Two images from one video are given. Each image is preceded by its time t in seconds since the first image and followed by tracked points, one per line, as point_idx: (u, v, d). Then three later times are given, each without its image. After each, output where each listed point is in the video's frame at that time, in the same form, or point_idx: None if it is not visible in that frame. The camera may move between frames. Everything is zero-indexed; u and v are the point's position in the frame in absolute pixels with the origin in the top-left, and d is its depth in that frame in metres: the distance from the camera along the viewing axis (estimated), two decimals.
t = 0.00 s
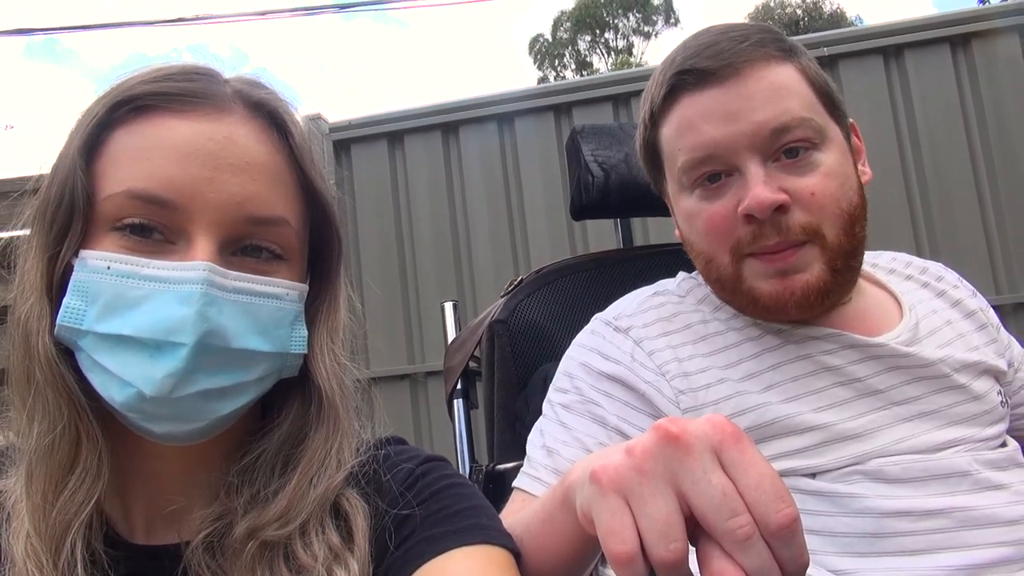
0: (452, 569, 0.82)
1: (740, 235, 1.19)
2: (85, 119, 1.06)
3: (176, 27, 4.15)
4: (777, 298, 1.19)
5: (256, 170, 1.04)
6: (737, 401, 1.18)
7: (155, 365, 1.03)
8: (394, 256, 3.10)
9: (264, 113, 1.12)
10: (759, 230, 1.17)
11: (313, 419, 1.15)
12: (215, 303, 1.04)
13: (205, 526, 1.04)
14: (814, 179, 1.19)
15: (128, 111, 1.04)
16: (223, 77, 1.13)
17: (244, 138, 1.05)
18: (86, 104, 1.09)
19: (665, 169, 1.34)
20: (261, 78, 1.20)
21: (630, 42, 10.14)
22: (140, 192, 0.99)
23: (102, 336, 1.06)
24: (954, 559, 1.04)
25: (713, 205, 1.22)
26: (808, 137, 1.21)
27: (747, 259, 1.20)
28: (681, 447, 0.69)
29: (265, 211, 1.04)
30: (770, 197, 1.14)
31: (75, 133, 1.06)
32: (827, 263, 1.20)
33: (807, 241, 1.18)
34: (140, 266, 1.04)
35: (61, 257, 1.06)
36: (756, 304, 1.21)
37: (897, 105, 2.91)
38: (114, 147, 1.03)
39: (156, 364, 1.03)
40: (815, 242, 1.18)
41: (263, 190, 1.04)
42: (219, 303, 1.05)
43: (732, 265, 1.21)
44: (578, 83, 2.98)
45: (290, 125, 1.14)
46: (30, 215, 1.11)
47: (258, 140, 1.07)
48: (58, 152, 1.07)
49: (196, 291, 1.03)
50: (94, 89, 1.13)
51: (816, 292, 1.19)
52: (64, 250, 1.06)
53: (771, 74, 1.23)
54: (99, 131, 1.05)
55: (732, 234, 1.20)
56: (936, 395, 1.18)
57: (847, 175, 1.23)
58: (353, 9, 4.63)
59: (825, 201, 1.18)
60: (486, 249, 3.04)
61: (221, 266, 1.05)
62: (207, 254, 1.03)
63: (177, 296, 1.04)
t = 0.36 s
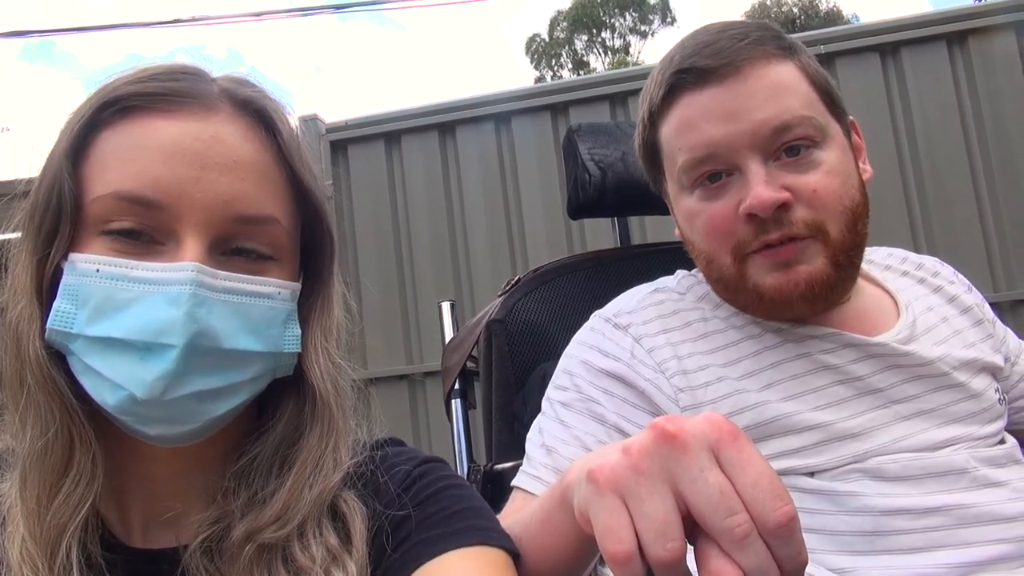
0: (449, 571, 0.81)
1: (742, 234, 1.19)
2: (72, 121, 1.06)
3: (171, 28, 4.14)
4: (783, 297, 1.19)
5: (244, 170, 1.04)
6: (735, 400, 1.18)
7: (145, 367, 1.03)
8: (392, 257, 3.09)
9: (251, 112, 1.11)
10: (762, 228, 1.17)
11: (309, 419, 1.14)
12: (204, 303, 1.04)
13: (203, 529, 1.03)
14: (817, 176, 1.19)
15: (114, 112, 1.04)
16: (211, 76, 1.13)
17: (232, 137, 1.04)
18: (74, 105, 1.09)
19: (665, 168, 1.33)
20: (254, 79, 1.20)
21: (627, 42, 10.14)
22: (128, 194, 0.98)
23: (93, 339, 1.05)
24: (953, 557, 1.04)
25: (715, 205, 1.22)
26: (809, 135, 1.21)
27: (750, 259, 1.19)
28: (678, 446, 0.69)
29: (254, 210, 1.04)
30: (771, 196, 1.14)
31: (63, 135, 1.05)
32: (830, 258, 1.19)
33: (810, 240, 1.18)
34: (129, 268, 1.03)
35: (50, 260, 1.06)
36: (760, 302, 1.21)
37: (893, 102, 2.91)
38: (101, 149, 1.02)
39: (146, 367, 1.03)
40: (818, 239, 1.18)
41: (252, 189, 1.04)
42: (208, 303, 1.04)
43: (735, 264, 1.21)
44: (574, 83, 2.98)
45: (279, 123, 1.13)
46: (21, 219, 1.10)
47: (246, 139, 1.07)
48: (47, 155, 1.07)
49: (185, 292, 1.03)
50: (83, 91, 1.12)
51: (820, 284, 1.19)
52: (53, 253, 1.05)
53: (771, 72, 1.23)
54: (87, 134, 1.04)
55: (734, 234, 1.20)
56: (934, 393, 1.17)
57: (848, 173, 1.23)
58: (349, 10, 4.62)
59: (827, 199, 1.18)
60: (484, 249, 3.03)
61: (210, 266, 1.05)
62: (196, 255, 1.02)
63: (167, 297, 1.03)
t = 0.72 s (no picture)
0: (452, 570, 0.81)
1: (748, 233, 1.19)
2: (67, 120, 1.06)
3: (170, 29, 4.13)
4: (790, 296, 1.19)
5: (239, 167, 1.03)
6: (738, 398, 1.18)
7: (143, 366, 1.03)
8: (391, 257, 3.09)
9: (245, 108, 1.11)
10: (769, 228, 1.16)
11: (308, 416, 1.14)
12: (202, 301, 1.04)
13: (206, 528, 1.03)
14: (820, 174, 1.19)
15: (109, 111, 1.03)
16: (205, 74, 1.13)
17: (226, 135, 1.04)
18: (70, 105, 1.09)
19: (670, 165, 1.33)
20: (253, 78, 1.19)
21: (625, 42, 10.15)
22: (124, 193, 0.98)
23: (91, 339, 1.05)
24: (955, 555, 1.04)
25: (722, 203, 1.22)
26: (817, 136, 1.21)
27: (756, 258, 1.19)
28: (681, 444, 0.68)
29: (249, 207, 1.03)
30: (778, 193, 1.14)
31: (58, 135, 1.05)
32: (836, 261, 1.19)
33: (815, 239, 1.18)
34: (127, 267, 1.03)
35: (47, 260, 1.05)
36: (767, 302, 1.21)
37: (892, 101, 2.91)
38: (97, 148, 1.02)
39: (145, 366, 1.03)
40: (824, 239, 1.18)
41: (248, 187, 1.03)
42: (206, 301, 1.04)
43: (741, 262, 1.20)
44: (574, 82, 2.98)
45: (273, 119, 1.12)
46: (18, 220, 1.10)
47: (241, 136, 1.06)
48: (43, 155, 1.07)
49: (182, 290, 1.02)
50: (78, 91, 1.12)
51: (826, 288, 1.19)
52: (50, 254, 1.05)
53: (777, 70, 1.23)
54: (82, 133, 1.04)
55: (740, 233, 1.19)
56: (936, 391, 1.17)
57: (854, 172, 1.23)
58: (348, 11, 4.62)
59: (832, 199, 1.18)
60: (483, 249, 3.03)
61: (207, 264, 1.04)
62: (193, 253, 1.02)
63: (164, 295, 1.03)
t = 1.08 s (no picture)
0: (448, 564, 0.81)
1: (754, 216, 1.18)
2: (55, 118, 1.06)
3: (168, 30, 4.13)
4: (798, 271, 1.18)
5: (227, 162, 1.03)
6: (736, 394, 1.18)
7: (137, 363, 1.03)
8: (390, 257, 3.09)
9: (233, 102, 1.11)
10: (775, 208, 1.16)
11: (303, 411, 1.14)
12: (192, 297, 1.04)
13: (203, 524, 1.03)
14: (824, 156, 1.20)
15: (96, 108, 1.04)
16: (191, 68, 1.13)
17: (213, 129, 1.04)
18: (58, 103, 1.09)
19: (669, 160, 1.33)
20: (249, 76, 1.19)
21: (624, 42, 10.16)
22: (112, 189, 0.98)
23: (83, 337, 1.05)
24: (952, 550, 1.04)
25: (725, 189, 1.21)
26: (814, 118, 1.23)
27: (763, 238, 1.18)
28: (680, 435, 0.69)
29: (239, 201, 1.03)
30: (785, 173, 1.14)
31: (47, 132, 1.05)
32: (843, 233, 1.19)
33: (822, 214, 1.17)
34: (117, 264, 1.04)
35: (38, 259, 1.06)
36: (774, 280, 1.20)
37: (890, 100, 2.91)
38: (85, 145, 1.02)
39: (137, 362, 1.03)
40: (831, 215, 1.17)
41: (237, 180, 1.04)
42: (197, 296, 1.05)
43: (746, 245, 1.19)
44: (572, 82, 2.98)
45: (260, 110, 1.12)
46: (8, 220, 1.10)
47: (228, 130, 1.06)
48: (32, 154, 1.07)
49: (172, 286, 1.03)
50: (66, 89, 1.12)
51: (833, 258, 1.18)
52: (41, 253, 1.05)
53: (773, 59, 1.25)
54: (70, 131, 1.04)
55: (744, 216, 1.19)
56: (934, 387, 1.18)
57: (853, 156, 1.25)
58: (346, 11, 4.62)
59: (836, 177, 1.19)
60: (482, 249, 3.03)
61: (197, 259, 1.05)
62: (183, 248, 1.03)
63: (155, 291, 1.03)
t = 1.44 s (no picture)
0: (447, 564, 0.81)
1: (740, 216, 1.19)
2: (53, 116, 1.06)
3: (169, 32, 4.14)
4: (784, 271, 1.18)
5: (227, 162, 1.03)
6: (734, 393, 1.18)
7: (137, 362, 1.03)
8: (390, 259, 3.09)
9: (233, 103, 1.11)
10: (761, 210, 1.17)
11: (301, 412, 1.14)
12: (192, 296, 1.04)
13: (200, 523, 1.03)
14: (809, 155, 1.20)
15: (95, 106, 1.04)
16: (191, 68, 1.13)
17: (213, 130, 1.04)
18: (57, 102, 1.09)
19: (661, 162, 1.34)
20: (248, 76, 1.19)
21: (625, 45, 10.17)
22: (112, 189, 0.98)
23: (81, 336, 1.05)
24: (952, 549, 1.04)
25: (712, 191, 1.22)
26: (801, 122, 1.22)
27: (747, 238, 1.19)
28: (677, 434, 0.68)
29: (239, 200, 1.03)
30: (770, 177, 1.14)
31: (45, 131, 1.05)
32: (829, 230, 1.19)
33: (808, 211, 1.18)
34: (116, 263, 1.04)
35: (36, 257, 1.06)
36: (760, 281, 1.20)
37: (890, 102, 2.91)
38: (84, 144, 1.02)
39: (136, 362, 1.03)
40: (816, 212, 1.18)
41: (236, 181, 1.04)
42: (196, 296, 1.04)
43: (733, 246, 1.21)
44: (572, 84, 2.98)
45: (261, 112, 1.12)
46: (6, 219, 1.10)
47: (228, 130, 1.06)
48: (31, 153, 1.07)
49: (172, 285, 1.02)
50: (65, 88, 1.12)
51: (820, 258, 1.19)
52: (39, 251, 1.05)
53: (759, 61, 1.24)
54: (69, 131, 1.04)
55: (732, 217, 1.20)
56: (932, 384, 1.17)
57: (841, 156, 1.25)
58: (347, 14, 4.63)
59: (822, 175, 1.19)
60: (482, 250, 3.03)
61: (197, 258, 1.05)
62: (183, 248, 1.02)
63: (154, 291, 1.03)
